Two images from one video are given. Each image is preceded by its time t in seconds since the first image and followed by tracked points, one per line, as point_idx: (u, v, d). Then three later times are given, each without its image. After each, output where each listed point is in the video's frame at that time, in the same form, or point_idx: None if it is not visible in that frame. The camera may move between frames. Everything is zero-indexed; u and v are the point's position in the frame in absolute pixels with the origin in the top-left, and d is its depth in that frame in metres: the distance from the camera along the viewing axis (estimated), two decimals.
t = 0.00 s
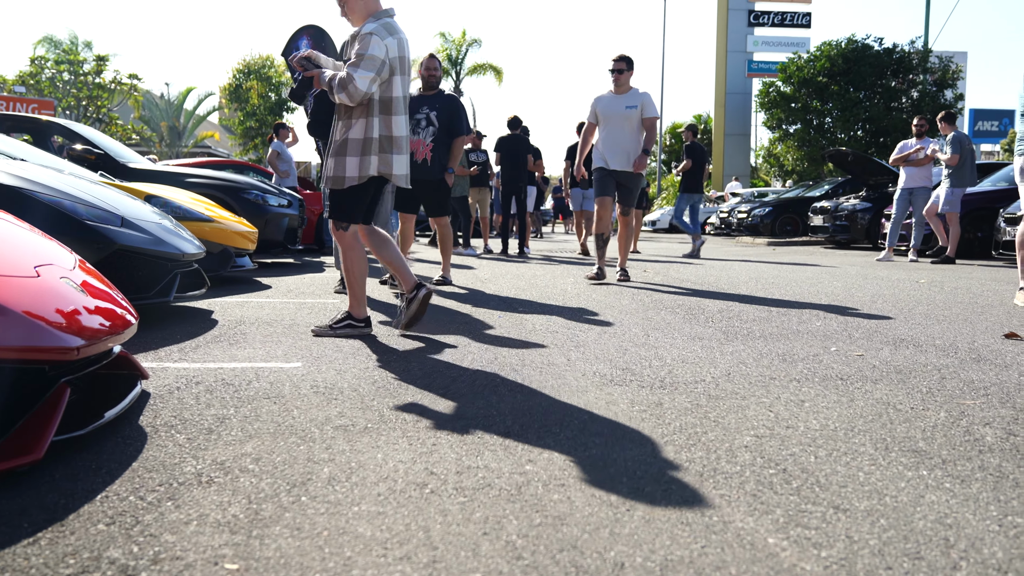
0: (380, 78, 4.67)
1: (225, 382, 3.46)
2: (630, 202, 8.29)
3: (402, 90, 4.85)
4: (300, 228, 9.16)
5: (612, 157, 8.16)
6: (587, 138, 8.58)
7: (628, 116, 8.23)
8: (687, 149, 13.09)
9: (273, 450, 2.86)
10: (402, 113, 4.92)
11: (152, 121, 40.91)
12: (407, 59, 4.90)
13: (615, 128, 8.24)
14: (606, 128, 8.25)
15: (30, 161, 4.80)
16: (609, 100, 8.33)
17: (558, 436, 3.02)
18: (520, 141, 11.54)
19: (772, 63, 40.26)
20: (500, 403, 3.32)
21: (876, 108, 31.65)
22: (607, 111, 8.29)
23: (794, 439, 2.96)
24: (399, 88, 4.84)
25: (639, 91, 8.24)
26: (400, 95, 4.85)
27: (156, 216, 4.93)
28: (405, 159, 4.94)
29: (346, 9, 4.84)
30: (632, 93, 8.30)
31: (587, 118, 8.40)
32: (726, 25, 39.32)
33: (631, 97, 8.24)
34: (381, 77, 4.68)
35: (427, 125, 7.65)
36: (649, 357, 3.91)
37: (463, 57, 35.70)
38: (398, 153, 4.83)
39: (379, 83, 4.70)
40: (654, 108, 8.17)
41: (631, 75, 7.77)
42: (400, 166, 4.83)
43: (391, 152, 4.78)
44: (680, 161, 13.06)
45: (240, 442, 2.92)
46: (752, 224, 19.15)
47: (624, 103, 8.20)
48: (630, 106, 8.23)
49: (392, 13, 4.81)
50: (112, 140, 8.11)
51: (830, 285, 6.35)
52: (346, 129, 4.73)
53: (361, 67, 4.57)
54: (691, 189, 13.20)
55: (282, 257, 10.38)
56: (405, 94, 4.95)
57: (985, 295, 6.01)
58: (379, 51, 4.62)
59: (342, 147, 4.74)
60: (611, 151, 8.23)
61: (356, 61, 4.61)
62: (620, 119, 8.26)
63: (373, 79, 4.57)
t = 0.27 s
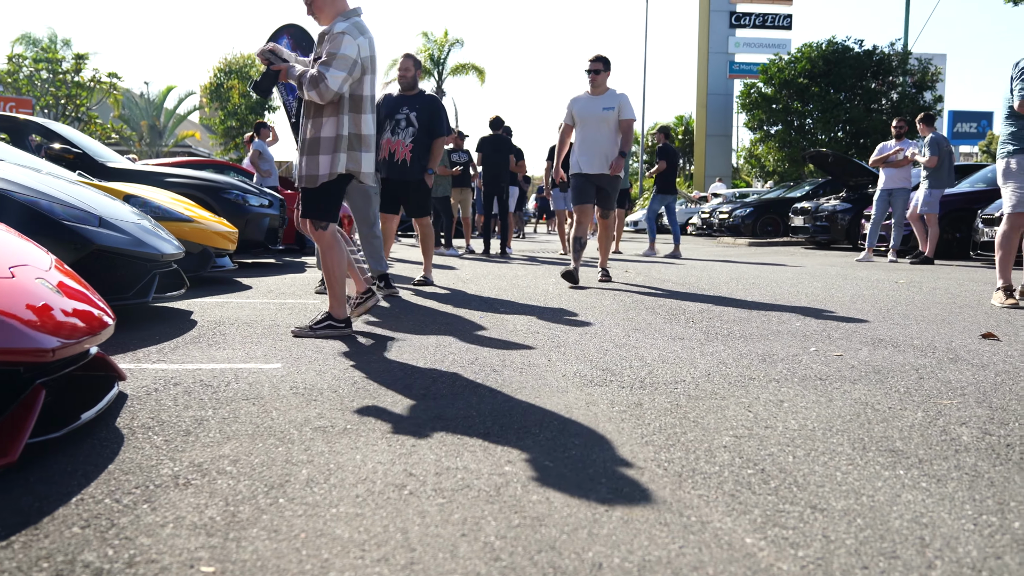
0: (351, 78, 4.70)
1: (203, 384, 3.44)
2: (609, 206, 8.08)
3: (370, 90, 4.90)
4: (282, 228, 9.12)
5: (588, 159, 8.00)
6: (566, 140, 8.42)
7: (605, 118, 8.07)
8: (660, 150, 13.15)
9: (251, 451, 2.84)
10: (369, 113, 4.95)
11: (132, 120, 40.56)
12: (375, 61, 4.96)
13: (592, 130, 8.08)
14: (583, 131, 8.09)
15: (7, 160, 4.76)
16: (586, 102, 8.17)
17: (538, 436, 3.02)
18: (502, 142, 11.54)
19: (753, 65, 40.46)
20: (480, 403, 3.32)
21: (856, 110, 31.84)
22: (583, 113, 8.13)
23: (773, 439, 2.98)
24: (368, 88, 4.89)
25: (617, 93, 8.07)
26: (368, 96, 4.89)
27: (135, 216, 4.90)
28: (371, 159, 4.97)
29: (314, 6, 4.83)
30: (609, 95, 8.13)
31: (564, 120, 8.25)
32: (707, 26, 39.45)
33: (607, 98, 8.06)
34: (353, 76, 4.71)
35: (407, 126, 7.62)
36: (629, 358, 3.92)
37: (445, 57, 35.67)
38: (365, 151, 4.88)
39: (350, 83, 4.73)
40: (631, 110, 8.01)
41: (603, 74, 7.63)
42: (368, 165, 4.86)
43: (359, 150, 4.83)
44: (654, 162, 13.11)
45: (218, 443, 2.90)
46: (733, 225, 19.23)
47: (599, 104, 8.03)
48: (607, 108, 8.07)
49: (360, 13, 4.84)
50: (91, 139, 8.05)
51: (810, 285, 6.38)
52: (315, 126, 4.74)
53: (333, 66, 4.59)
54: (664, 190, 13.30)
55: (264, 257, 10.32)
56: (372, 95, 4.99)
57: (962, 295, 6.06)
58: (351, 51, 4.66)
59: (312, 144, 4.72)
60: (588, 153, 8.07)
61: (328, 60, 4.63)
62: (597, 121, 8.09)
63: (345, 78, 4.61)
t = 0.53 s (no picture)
0: (324, 78, 4.70)
1: (180, 385, 3.42)
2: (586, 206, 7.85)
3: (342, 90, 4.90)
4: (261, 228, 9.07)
5: (564, 158, 7.75)
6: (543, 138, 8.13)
7: (581, 114, 7.78)
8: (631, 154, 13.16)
9: (228, 453, 2.82)
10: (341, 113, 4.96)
11: (111, 119, 40.20)
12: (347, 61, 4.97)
13: (567, 128, 7.80)
14: (558, 128, 7.77)
15: None
16: (561, 99, 7.88)
17: (517, 437, 3.02)
18: (483, 142, 11.52)
19: (734, 66, 40.69)
20: (459, 404, 3.32)
21: (835, 111, 32.16)
22: (558, 110, 7.85)
23: (750, 439, 2.99)
24: (340, 88, 4.89)
25: (592, 89, 7.79)
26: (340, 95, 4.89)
27: (112, 215, 4.87)
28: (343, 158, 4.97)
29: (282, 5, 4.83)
30: (584, 91, 7.84)
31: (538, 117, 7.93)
32: (688, 27, 39.61)
33: (583, 95, 7.78)
34: (326, 76, 4.71)
35: (386, 126, 7.58)
36: (609, 358, 3.93)
37: (426, 57, 35.63)
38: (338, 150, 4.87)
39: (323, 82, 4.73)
40: (607, 107, 7.74)
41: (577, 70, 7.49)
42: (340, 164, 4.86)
43: (332, 149, 4.81)
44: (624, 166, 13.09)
45: (194, 445, 2.88)
46: (713, 225, 19.34)
47: (575, 101, 7.75)
48: (583, 104, 7.78)
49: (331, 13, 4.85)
50: (68, 138, 7.97)
51: (788, 285, 6.43)
52: (288, 124, 4.72)
53: (307, 65, 4.59)
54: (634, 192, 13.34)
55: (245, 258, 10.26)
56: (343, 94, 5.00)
57: (937, 295, 6.13)
58: (325, 51, 4.66)
59: (284, 143, 4.71)
60: (564, 152, 7.80)
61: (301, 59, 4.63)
62: (573, 118, 7.81)
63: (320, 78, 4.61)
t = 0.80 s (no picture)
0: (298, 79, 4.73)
1: (157, 387, 3.39)
2: (564, 203, 7.55)
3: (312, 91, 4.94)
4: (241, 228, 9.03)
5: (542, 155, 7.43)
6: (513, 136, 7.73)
7: (559, 110, 7.50)
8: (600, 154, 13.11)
9: (203, 455, 2.81)
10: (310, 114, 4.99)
11: (89, 119, 39.83)
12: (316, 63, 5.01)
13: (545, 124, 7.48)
14: (536, 123, 7.46)
15: None
16: (536, 93, 7.55)
17: (495, 438, 3.02)
18: (463, 143, 11.51)
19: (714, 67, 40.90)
20: (437, 404, 3.32)
21: (814, 113, 32.59)
22: (535, 106, 7.52)
23: (728, 439, 3.00)
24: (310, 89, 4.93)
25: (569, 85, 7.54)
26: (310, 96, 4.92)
27: (88, 216, 4.85)
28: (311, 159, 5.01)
29: (252, 5, 4.81)
30: (561, 87, 7.57)
31: (512, 112, 7.54)
32: (668, 28, 39.77)
33: (561, 90, 7.50)
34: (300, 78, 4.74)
35: (363, 126, 7.60)
36: (588, 358, 3.94)
37: (407, 57, 35.60)
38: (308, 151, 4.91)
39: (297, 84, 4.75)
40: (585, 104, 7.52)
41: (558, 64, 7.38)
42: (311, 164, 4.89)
43: (303, 149, 4.84)
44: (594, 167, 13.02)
45: (170, 447, 2.86)
46: (693, 225, 19.45)
47: (553, 96, 7.46)
48: (560, 100, 7.50)
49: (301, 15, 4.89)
50: (44, 138, 7.92)
51: (767, 286, 6.47)
52: (260, 124, 4.72)
53: (284, 66, 4.61)
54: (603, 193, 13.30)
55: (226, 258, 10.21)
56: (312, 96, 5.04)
57: (913, 295, 6.20)
58: (300, 53, 4.69)
59: (257, 143, 4.71)
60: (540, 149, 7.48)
61: (276, 60, 4.64)
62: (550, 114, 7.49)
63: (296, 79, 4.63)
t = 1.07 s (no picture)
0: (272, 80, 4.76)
1: (132, 389, 3.37)
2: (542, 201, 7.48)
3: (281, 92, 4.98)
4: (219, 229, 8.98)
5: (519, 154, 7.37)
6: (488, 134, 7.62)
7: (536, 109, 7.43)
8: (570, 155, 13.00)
9: (178, 458, 2.79)
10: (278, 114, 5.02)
11: (66, 118, 39.45)
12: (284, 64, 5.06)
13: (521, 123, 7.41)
14: (512, 122, 7.40)
15: None
16: (513, 91, 7.48)
17: (472, 439, 3.01)
18: (442, 143, 11.44)
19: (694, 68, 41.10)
20: (415, 405, 3.31)
21: (793, 114, 32.69)
22: (511, 104, 7.45)
23: (705, 439, 3.01)
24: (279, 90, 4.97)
25: (546, 84, 7.47)
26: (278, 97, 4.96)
27: (62, 216, 4.83)
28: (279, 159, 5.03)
29: (221, 5, 4.81)
30: (538, 85, 7.50)
31: (489, 109, 7.46)
32: (648, 29, 39.92)
33: (538, 89, 7.44)
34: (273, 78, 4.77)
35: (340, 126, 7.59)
36: (567, 359, 3.95)
37: (387, 57, 35.57)
38: (278, 151, 4.93)
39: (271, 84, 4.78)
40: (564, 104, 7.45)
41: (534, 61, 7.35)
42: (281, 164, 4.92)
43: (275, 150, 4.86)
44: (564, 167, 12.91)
45: (144, 450, 2.84)
46: (674, 226, 19.54)
47: (531, 95, 7.40)
48: (538, 99, 7.43)
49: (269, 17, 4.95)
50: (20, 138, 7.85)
51: (745, 286, 6.51)
52: (234, 124, 4.70)
53: (261, 66, 4.64)
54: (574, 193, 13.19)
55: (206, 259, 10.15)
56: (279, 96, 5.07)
57: (889, 295, 6.26)
58: (274, 54, 4.73)
59: (230, 143, 4.69)
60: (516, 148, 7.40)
61: (252, 60, 4.66)
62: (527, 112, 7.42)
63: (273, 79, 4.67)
